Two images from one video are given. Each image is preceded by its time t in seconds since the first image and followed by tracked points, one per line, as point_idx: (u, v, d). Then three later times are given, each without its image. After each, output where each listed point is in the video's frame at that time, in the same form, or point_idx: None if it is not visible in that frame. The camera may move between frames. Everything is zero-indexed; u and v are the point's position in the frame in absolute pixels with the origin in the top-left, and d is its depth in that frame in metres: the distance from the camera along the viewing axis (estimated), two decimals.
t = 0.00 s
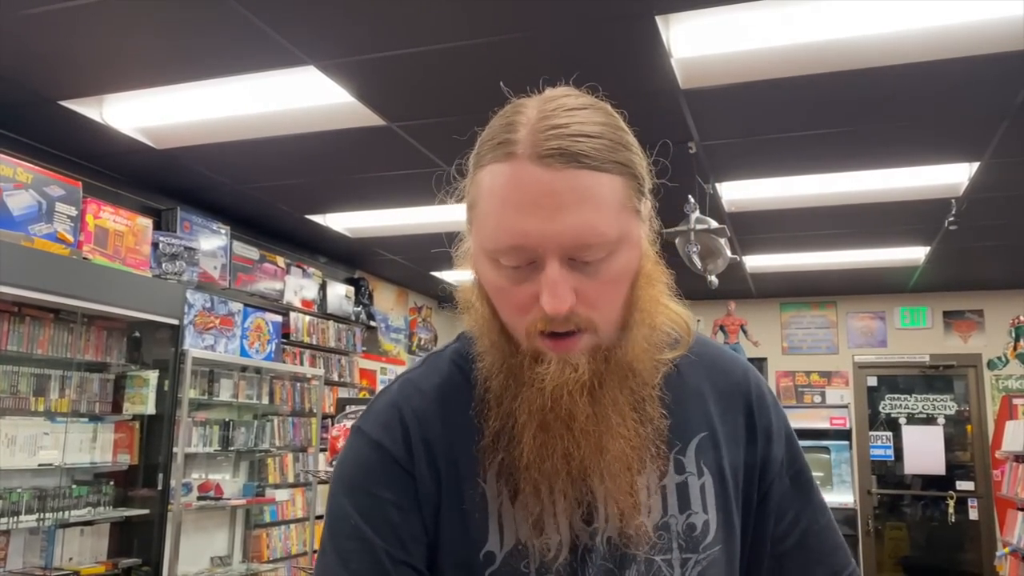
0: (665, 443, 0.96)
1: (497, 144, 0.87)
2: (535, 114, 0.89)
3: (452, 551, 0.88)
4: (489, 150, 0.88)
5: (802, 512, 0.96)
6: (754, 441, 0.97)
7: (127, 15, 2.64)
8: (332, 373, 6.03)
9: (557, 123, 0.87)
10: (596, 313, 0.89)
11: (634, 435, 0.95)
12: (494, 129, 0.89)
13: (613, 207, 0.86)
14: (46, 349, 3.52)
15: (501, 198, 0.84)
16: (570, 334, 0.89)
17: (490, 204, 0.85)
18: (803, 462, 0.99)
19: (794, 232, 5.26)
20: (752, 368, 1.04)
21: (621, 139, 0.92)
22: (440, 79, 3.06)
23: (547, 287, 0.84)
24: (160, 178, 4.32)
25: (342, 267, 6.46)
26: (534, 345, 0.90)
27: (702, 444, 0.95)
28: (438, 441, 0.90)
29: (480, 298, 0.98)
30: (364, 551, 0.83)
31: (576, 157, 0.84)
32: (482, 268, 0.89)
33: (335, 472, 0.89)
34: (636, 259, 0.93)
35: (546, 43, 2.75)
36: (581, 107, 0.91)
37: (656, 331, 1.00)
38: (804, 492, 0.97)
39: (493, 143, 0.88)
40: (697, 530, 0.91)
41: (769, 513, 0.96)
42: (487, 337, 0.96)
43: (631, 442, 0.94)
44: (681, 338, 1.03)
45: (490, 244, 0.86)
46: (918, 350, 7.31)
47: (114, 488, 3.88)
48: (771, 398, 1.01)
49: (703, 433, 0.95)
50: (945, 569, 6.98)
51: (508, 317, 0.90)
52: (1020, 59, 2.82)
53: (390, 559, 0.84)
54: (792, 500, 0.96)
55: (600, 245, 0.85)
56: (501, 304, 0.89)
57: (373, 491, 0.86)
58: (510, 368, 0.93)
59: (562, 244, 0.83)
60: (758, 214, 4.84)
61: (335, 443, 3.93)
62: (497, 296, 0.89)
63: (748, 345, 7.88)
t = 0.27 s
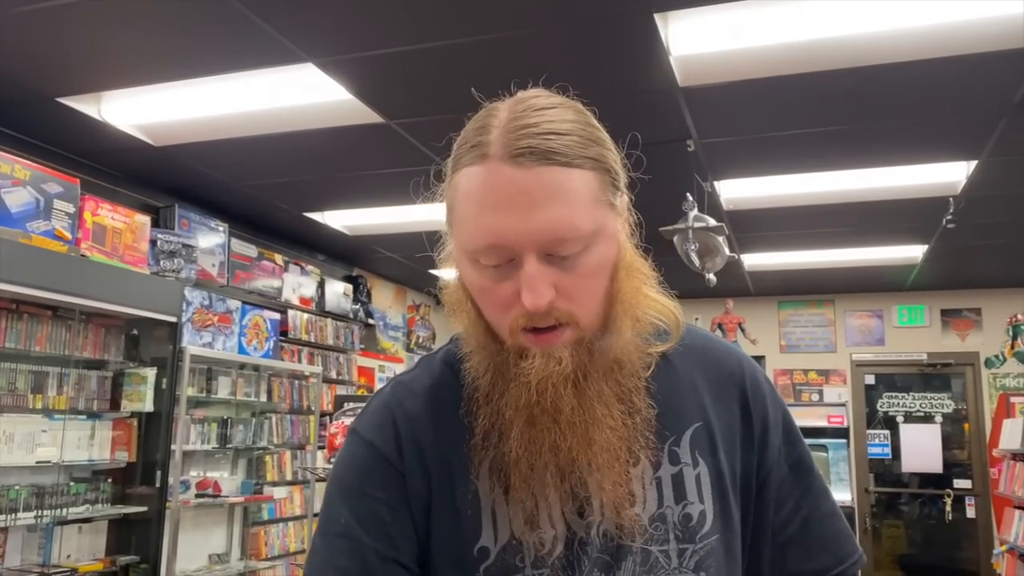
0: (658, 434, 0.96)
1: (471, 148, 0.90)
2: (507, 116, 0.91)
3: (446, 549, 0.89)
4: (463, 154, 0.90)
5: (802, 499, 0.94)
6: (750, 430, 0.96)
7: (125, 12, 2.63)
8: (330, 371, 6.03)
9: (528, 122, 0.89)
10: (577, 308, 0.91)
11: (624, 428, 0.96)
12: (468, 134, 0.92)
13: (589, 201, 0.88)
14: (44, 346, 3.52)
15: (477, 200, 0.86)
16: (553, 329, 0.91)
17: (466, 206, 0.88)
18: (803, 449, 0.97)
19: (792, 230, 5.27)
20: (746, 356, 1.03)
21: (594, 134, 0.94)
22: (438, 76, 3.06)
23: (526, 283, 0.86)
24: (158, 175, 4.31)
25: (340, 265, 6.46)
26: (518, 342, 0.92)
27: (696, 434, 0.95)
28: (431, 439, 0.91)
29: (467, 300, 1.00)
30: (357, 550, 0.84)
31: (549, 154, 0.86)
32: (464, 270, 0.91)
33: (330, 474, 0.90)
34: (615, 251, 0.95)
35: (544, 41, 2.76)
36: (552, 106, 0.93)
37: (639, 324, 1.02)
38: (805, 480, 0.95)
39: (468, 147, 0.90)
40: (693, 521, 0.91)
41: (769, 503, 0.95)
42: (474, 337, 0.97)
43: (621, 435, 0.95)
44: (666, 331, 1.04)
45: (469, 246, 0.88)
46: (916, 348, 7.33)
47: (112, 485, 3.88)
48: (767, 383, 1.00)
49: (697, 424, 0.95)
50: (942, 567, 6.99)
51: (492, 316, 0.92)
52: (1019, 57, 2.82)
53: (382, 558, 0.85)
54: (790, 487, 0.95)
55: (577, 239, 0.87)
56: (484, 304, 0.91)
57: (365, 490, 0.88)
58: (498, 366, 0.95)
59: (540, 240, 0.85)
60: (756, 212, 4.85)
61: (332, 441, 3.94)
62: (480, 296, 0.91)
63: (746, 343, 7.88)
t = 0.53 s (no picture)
0: (655, 428, 0.97)
1: (457, 154, 0.90)
2: (490, 122, 0.92)
3: (450, 550, 0.89)
4: (450, 162, 0.91)
5: (799, 487, 0.95)
6: (745, 422, 0.97)
7: (122, 8, 2.63)
8: (328, 368, 6.03)
9: (511, 126, 0.90)
10: (568, 306, 0.92)
11: (621, 423, 0.96)
12: (454, 142, 0.93)
13: (575, 200, 0.89)
14: (42, 343, 3.52)
15: (464, 206, 0.87)
16: (544, 329, 0.92)
17: (455, 212, 0.89)
18: (798, 438, 0.98)
19: (790, 228, 5.27)
20: (740, 348, 1.03)
21: (577, 135, 0.95)
22: (436, 74, 3.06)
23: (516, 284, 0.87)
24: (156, 172, 4.31)
25: (338, 262, 6.46)
26: (510, 341, 0.93)
27: (693, 427, 0.95)
28: (431, 438, 0.92)
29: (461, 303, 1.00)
30: (359, 551, 0.85)
31: (533, 156, 0.87)
32: (455, 274, 0.92)
33: (333, 476, 0.92)
34: (603, 249, 0.96)
35: (542, 39, 2.76)
36: (535, 109, 0.94)
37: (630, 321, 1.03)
38: (801, 469, 0.96)
39: (453, 155, 0.91)
40: (692, 512, 0.92)
41: (766, 495, 0.95)
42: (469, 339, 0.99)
43: (619, 430, 0.96)
44: (658, 328, 1.05)
45: (458, 250, 0.89)
46: (913, 346, 7.34)
47: (110, 482, 3.88)
48: (761, 374, 1.00)
49: (693, 417, 0.96)
50: (939, 565, 7.01)
51: (485, 318, 0.93)
52: (1018, 56, 2.82)
53: (385, 559, 0.86)
54: (788, 478, 0.96)
55: (565, 239, 0.88)
56: (476, 307, 0.92)
57: (367, 491, 0.89)
58: (492, 366, 0.96)
59: (528, 241, 0.86)
60: (754, 210, 4.85)
61: (330, 438, 3.94)
62: (472, 299, 0.92)
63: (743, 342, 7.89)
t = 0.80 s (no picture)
0: (655, 421, 0.97)
1: (456, 153, 0.91)
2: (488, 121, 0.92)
3: (456, 544, 0.89)
4: (450, 161, 0.92)
5: (797, 482, 0.97)
6: (746, 416, 0.97)
7: (122, 5, 2.63)
8: (327, 365, 6.03)
9: (509, 125, 0.90)
10: (567, 300, 0.92)
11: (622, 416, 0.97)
12: (454, 142, 0.93)
13: (573, 196, 0.90)
14: (41, 339, 3.52)
15: (465, 203, 0.88)
16: (546, 321, 0.92)
17: (455, 210, 0.89)
18: (796, 432, 0.99)
19: (789, 226, 5.27)
20: (738, 344, 1.04)
21: (574, 133, 0.95)
22: (436, 70, 3.06)
23: (517, 278, 0.87)
24: (155, 168, 4.30)
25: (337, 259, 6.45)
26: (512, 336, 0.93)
27: (693, 422, 0.95)
28: (432, 429, 0.93)
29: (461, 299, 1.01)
30: (364, 545, 0.86)
31: (531, 153, 0.88)
32: (456, 271, 0.92)
33: (338, 471, 0.92)
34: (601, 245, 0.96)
35: (542, 36, 2.76)
36: (533, 108, 0.95)
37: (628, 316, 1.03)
38: (799, 461, 0.97)
39: (452, 154, 0.91)
40: (693, 505, 0.92)
41: (766, 489, 0.96)
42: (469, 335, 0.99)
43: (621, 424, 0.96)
44: (657, 324, 1.06)
45: (459, 247, 0.90)
46: (912, 345, 7.34)
47: (108, 478, 3.88)
48: (759, 370, 1.01)
49: (693, 413, 0.96)
50: (936, 563, 7.02)
51: (486, 313, 0.93)
52: (1018, 54, 2.82)
53: (390, 553, 0.87)
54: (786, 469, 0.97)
55: (564, 234, 0.88)
56: (477, 303, 0.93)
57: (372, 486, 0.89)
58: (494, 361, 0.96)
59: (528, 236, 0.86)
60: (753, 208, 4.85)
61: (329, 434, 3.94)
62: (473, 295, 0.92)
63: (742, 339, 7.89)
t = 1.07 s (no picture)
0: (671, 409, 0.98)
1: (527, 118, 0.99)
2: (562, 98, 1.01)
3: (451, 497, 0.94)
4: (521, 124, 0.99)
5: (818, 491, 0.93)
6: (762, 413, 0.98)
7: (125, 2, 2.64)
8: (328, 362, 6.04)
9: (582, 97, 0.99)
10: (616, 264, 0.97)
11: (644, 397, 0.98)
12: (526, 109, 1.01)
13: (633, 168, 0.97)
14: (43, 336, 3.53)
15: (532, 156, 0.95)
16: (593, 281, 0.96)
17: (522, 163, 0.96)
18: (817, 441, 0.97)
19: (790, 224, 5.27)
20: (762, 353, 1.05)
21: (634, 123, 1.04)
22: (438, 68, 3.06)
23: (574, 227, 0.93)
24: (156, 166, 4.31)
25: (338, 256, 6.46)
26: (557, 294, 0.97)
27: (707, 413, 0.97)
28: (440, 393, 0.99)
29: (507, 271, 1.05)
30: (362, 494, 0.94)
31: (600, 121, 0.96)
32: (511, 226, 0.98)
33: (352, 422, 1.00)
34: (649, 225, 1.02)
35: (544, 34, 2.76)
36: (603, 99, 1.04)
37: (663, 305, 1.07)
38: (819, 469, 0.95)
39: (523, 120, 1.00)
40: (702, 490, 0.93)
41: (779, 489, 0.95)
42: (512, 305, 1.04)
43: (644, 404, 0.97)
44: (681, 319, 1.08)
45: (522, 196, 0.95)
46: (913, 343, 7.34)
47: (110, 475, 3.88)
48: (781, 376, 1.01)
49: (708, 405, 0.98)
50: (936, 561, 7.04)
51: (533, 270, 0.98)
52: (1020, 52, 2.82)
53: (384, 504, 0.94)
54: (806, 476, 0.94)
55: (622, 196, 0.95)
56: (527, 258, 0.97)
57: (377, 442, 0.97)
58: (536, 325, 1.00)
59: (590, 190, 0.93)
60: (755, 206, 4.85)
61: (331, 431, 3.95)
62: (524, 248, 0.97)
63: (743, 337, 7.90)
